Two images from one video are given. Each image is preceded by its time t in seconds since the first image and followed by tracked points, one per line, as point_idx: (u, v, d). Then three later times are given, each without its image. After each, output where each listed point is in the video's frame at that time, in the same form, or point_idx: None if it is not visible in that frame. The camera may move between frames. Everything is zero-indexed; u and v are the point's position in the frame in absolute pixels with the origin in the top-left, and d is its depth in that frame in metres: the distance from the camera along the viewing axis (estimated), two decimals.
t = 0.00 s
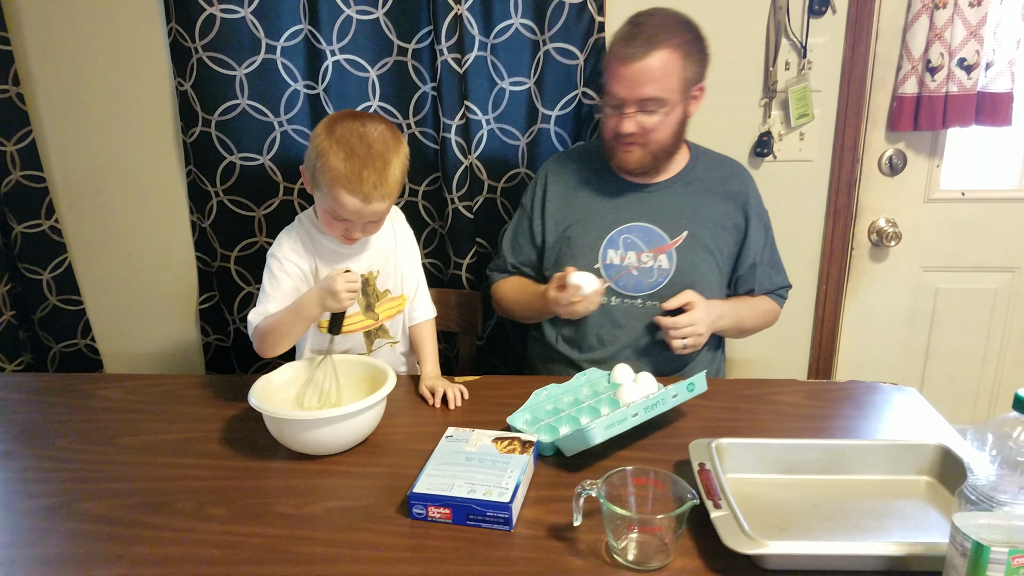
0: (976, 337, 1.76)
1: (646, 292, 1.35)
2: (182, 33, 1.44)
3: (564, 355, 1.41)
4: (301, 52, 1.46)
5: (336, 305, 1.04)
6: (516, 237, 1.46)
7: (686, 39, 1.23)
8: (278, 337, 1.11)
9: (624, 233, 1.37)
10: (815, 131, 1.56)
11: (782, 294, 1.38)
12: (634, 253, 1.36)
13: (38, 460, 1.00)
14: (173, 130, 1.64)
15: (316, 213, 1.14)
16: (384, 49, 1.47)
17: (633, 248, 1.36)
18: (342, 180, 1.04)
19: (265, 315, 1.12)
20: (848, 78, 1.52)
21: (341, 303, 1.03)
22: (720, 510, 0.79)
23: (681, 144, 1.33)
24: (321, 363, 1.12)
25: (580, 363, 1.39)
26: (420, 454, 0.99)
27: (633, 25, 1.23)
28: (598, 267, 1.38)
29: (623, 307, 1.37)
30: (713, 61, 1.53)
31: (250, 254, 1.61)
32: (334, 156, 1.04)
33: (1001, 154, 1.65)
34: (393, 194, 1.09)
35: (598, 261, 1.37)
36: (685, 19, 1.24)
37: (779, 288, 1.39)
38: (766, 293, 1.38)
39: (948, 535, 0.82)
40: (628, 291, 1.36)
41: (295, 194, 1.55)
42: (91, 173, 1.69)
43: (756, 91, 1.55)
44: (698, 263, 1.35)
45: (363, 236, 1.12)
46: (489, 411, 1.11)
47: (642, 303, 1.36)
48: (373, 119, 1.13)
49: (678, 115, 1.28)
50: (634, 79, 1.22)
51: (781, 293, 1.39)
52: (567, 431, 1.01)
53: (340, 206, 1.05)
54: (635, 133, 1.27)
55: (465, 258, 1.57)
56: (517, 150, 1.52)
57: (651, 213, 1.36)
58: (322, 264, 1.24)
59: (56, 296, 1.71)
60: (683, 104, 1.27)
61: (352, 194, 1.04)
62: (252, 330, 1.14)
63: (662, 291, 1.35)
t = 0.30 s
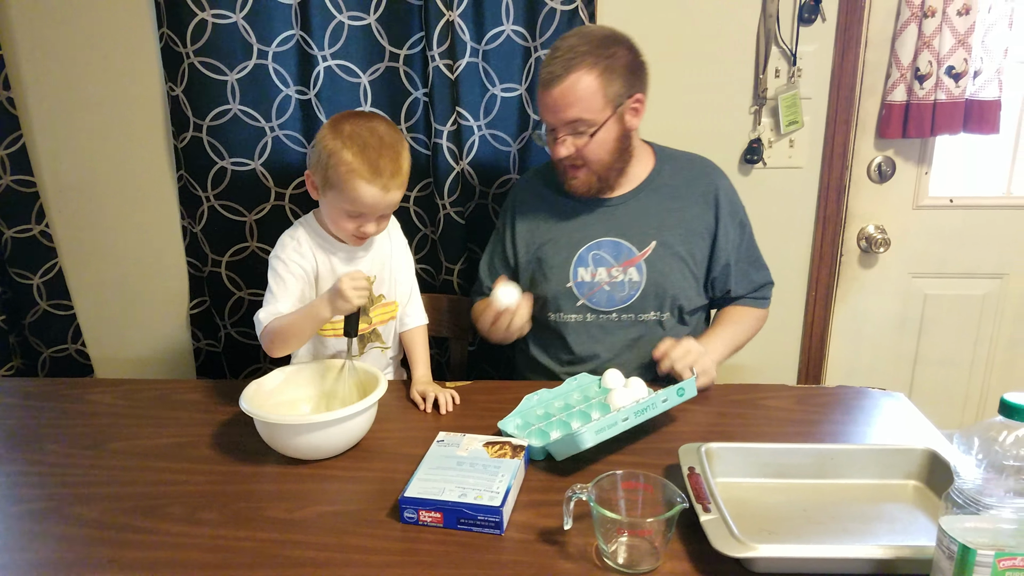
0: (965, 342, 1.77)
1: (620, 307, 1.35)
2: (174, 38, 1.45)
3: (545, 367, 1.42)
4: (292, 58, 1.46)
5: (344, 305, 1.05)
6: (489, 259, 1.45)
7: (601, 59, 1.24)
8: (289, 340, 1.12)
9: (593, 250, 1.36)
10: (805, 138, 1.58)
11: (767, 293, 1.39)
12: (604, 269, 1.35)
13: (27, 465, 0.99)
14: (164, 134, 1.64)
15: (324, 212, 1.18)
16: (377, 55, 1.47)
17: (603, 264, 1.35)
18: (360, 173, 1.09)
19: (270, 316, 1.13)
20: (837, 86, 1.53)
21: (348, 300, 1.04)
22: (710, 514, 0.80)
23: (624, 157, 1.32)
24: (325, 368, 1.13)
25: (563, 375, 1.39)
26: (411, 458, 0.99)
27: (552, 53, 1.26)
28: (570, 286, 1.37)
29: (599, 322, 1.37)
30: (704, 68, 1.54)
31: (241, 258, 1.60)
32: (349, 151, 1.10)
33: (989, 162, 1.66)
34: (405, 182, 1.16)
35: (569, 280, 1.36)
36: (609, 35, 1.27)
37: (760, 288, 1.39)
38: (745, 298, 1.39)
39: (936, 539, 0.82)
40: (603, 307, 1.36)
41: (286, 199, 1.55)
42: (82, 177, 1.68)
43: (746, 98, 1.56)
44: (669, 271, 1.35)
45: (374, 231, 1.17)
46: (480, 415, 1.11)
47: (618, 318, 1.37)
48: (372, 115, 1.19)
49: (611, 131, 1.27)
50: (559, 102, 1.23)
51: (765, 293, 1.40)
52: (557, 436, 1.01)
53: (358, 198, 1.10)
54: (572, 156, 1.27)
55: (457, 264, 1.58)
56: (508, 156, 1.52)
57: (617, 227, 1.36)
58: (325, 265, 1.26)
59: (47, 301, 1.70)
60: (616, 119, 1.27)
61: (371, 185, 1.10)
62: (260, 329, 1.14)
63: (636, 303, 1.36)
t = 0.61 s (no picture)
0: (961, 344, 1.77)
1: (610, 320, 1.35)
2: (171, 41, 1.45)
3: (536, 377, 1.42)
4: (289, 61, 1.47)
5: (312, 315, 1.09)
6: (474, 274, 1.45)
7: (583, 69, 1.21)
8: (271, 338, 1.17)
9: (578, 263, 1.35)
10: (801, 140, 1.58)
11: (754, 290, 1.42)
12: (591, 282, 1.35)
13: (25, 466, 1.00)
14: (161, 137, 1.64)
15: (330, 215, 1.26)
16: (373, 58, 1.48)
17: (589, 277, 1.35)
18: (365, 163, 1.20)
19: (259, 319, 1.18)
20: (833, 88, 1.54)
21: (315, 312, 1.08)
22: (706, 515, 0.80)
23: (607, 169, 1.31)
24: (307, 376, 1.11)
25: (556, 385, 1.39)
26: (408, 460, 0.99)
27: (531, 63, 1.22)
28: (558, 300, 1.36)
29: (588, 334, 1.37)
30: (700, 71, 1.55)
31: (238, 261, 1.61)
32: (349, 148, 1.20)
33: (985, 164, 1.67)
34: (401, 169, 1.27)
35: (557, 295, 1.36)
36: (586, 42, 1.26)
37: (748, 287, 1.42)
38: (731, 301, 1.42)
39: (931, 540, 0.82)
40: (592, 320, 1.35)
41: (283, 202, 1.55)
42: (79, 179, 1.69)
43: (742, 101, 1.56)
44: (656, 279, 1.35)
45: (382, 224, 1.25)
46: (477, 417, 1.11)
47: (607, 329, 1.37)
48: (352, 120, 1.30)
49: (595, 143, 1.26)
50: (543, 116, 1.20)
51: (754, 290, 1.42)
52: (553, 437, 1.01)
53: (366, 188, 1.20)
54: (559, 169, 1.24)
55: (454, 266, 1.60)
56: (505, 158, 1.53)
57: (602, 239, 1.35)
58: (319, 273, 1.29)
59: (44, 303, 1.71)
60: (601, 129, 1.26)
61: (377, 172, 1.20)
62: (251, 329, 1.20)
63: (625, 314, 1.35)
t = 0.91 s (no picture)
0: (963, 345, 1.77)
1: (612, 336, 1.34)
2: (174, 41, 1.45)
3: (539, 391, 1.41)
4: (292, 60, 1.47)
5: (308, 300, 1.09)
6: (472, 290, 1.43)
7: (581, 82, 1.19)
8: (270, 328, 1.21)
9: (577, 280, 1.34)
10: (803, 140, 1.58)
11: (754, 285, 1.42)
12: (591, 298, 1.34)
13: (29, 464, 1.00)
14: (163, 136, 1.65)
15: (325, 218, 1.29)
16: (375, 57, 1.48)
17: (589, 293, 1.34)
18: (348, 160, 1.23)
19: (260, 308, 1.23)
20: (835, 88, 1.54)
21: (311, 297, 1.08)
22: (708, 515, 0.80)
23: (607, 183, 1.29)
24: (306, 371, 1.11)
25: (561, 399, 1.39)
26: (409, 459, 0.99)
27: (528, 75, 1.20)
28: (558, 318, 1.36)
29: (591, 350, 1.36)
30: (703, 70, 1.55)
31: (240, 260, 1.61)
32: (333, 148, 1.24)
33: (988, 164, 1.66)
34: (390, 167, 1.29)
35: (557, 312, 1.35)
36: (584, 53, 1.25)
37: (751, 287, 1.42)
38: (733, 300, 1.42)
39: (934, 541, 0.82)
40: (594, 337, 1.35)
41: (285, 202, 1.56)
42: (81, 179, 1.69)
43: (744, 101, 1.56)
44: (657, 292, 1.34)
45: (373, 220, 1.28)
46: (479, 416, 1.11)
47: (609, 345, 1.36)
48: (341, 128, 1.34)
49: (594, 157, 1.23)
50: (542, 132, 1.16)
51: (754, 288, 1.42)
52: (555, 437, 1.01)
53: (351, 185, 1.23)
54: (558, 186, 1.22)
55: (456, 266, 1.61)
56: (506, 158, 1.53)
57: (601, 254, 1.34)
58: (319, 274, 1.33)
59: (47, 302, 1.71)
60: (600, 144, 1.23)
61: (361, 168, 1.23)
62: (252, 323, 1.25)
63: (627, 329, 1.34)
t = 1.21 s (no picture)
0: (965, 344, 1.77)
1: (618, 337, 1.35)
2: (175, 41, 1.45)
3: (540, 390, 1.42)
4: (293, 60, 1.47)
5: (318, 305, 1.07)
6: (476, 286, 1.42)
7: (610, 85, 1.15)
8: (287, 328, 1.21)
9: (585, 280, 1.33)
10: (804, 140, 1.58)
11: (756, 287, 1.42)
12: (598, 299, 1.34)
13: (31, 463, 1.00)
14: (165, 137, 1.65)
15: (333, 215, 1.29)
16: (377, 57, 1.48)
17: (597, 294, 1.34)
18: (352, 155, 1.24)
19: (276, 308, 1.22)
20: (836, 88, 1.54)
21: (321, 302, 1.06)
22: (709, 514, 0.80)
23: (628, 184, 1.27)
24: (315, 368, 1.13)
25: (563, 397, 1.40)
26: (411, 458, 1.00)
27: (552, 76, 1.15)
28: (565, 317, 1.35)
29: (595, 350, 1.37)
30: (703, 70, 1.55)
31: (241, 260, 1.61)
32: (337, 145, 1.25)
33: (989, 164, 1.66)
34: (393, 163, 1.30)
35: (564, 312, 1.34)
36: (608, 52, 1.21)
37: (755, 288, 1.42)
38: (735, 303, 1.42)
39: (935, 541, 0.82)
40: (599, 337, 1.35)
41: (287, 202, 1.56)
42: (83, 179, 1.69)
43: (745, 101, 1.56)
44: (664, 294, 1.35)
45: (379, 215, 1.28)
46: (480, 416, 1.11)
47: (613, 344, 1.37)
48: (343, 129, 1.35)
49: (620, 161, 1.20)
50: (572, 137, 1.13)
51: (757, 290, 1.42)
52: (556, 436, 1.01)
53: (356, 179, 1.24)
54: (582, 189, 1.19)
55: (456, 265, 1.61)
56: (508, 158, 1.53)
57: (610, 255, 1.33)
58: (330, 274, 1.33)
59: (49, 302, 1.71)
60: (625, 147, 1.21)
61: (365, 162, 1.24)
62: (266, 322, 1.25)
63: (633, 330, 1.35)
